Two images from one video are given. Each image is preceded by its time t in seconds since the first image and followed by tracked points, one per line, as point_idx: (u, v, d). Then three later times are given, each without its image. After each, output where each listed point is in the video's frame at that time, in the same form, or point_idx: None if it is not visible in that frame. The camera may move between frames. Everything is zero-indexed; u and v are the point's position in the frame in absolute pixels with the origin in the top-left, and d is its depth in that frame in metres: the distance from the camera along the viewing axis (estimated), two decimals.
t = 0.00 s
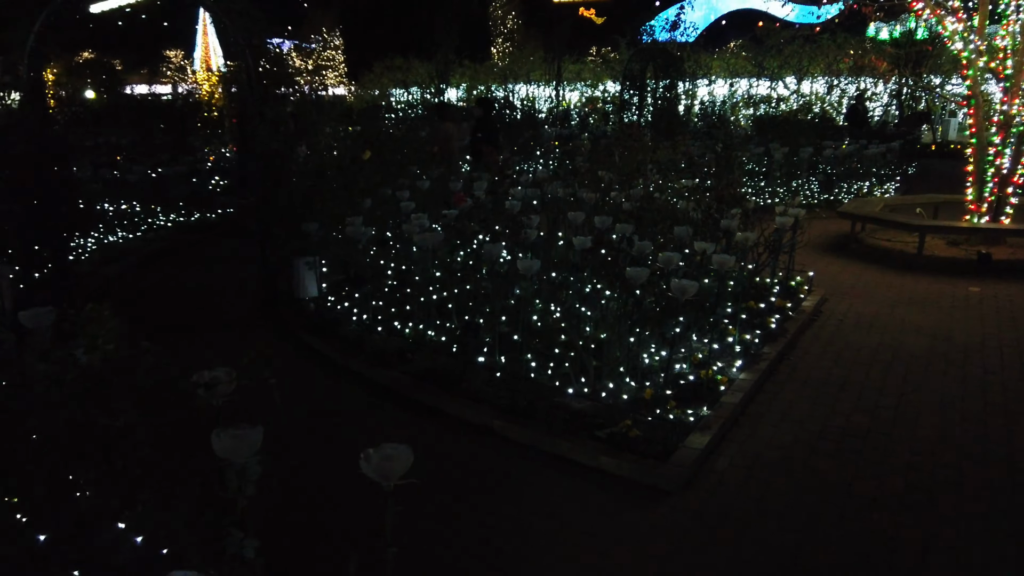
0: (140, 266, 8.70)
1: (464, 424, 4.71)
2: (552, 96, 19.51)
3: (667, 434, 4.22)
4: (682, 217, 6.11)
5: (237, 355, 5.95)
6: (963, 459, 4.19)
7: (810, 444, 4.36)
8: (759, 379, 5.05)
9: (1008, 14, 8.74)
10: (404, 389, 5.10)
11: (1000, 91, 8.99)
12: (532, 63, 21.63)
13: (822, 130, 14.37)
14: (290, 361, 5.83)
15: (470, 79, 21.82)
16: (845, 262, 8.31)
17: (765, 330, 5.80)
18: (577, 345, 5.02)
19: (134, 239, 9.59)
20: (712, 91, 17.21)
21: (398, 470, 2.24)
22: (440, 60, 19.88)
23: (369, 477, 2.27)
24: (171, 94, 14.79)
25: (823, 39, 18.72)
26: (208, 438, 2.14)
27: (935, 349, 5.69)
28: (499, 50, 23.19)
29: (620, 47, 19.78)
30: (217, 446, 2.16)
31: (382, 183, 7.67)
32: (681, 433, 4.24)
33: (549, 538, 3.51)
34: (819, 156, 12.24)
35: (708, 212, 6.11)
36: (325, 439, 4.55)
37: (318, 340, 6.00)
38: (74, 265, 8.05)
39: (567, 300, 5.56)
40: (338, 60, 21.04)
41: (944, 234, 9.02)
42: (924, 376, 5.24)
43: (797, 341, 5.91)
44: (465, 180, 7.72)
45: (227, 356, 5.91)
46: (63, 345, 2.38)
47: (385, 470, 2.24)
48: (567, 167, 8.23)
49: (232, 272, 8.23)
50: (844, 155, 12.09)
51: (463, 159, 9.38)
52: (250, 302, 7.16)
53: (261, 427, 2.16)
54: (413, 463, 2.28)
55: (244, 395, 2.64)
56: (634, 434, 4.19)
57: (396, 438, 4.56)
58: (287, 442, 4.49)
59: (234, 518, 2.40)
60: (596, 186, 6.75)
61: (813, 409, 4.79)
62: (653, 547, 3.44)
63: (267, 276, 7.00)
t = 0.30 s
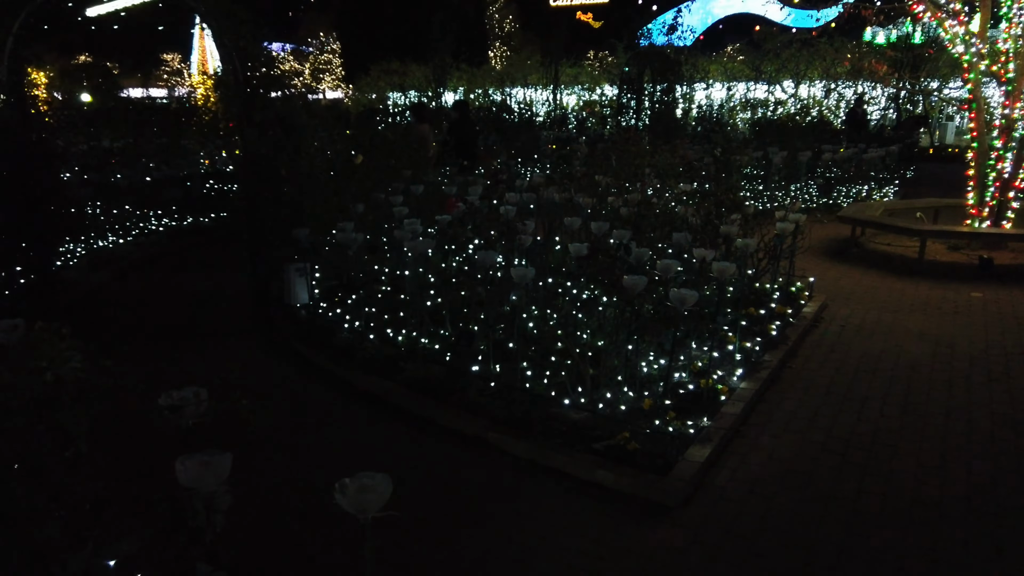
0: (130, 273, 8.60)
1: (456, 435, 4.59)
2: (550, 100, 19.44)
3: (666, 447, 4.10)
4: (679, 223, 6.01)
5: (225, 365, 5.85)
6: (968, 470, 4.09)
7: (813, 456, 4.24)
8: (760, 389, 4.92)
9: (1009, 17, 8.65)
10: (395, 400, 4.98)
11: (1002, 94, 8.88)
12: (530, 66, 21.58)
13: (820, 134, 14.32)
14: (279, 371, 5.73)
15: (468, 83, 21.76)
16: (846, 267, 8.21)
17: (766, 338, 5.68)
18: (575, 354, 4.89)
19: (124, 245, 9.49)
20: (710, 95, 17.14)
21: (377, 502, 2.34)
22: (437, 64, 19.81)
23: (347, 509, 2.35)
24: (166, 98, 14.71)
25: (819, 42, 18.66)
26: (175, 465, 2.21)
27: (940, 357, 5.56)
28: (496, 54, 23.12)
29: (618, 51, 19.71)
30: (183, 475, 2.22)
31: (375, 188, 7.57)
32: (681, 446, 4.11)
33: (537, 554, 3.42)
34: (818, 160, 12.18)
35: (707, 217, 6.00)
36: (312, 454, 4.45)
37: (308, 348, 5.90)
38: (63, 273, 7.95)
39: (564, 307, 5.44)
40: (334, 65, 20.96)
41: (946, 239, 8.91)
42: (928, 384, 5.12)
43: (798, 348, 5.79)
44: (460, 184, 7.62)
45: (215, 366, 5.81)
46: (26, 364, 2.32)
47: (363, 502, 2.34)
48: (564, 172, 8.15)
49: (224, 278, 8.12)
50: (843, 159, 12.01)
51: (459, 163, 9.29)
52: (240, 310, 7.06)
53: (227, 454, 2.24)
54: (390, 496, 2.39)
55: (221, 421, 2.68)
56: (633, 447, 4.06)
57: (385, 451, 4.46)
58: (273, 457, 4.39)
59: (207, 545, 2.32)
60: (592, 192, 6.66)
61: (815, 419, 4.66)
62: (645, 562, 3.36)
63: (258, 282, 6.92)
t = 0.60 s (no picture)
0: (118, 274, 8.46)
1: (444, 443, 4.43)
2: (546, 99, 19.33)
3: (660, 455, 3.94)
4: (674, 223, 5.87)
5: (208, 369, 5.71)
6: (972, 480, 3.94)
7: (813, 465, 4.08)
8: (757, 394, 4.77)
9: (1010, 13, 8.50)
10: (382, 406, 4.83)
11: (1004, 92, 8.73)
12: (526, 66, 21.47)
13: (817, 133, 14.22)
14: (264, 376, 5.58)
15: (464, 83, 21.65)
16: (845, 267, 8.09)
17: (764, 342, 5.53)
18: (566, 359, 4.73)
19: (112, 246, 9.35)
20: (707, 95, 17.01)
21: (341, 528, 2.03)
22: (432, 64, 19.71)
23: (307, 537, 2.04)
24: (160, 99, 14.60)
25: (816, 40, 18.55)
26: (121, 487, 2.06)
27: (942, 361, 5.41)
28: (492, 53, 22.98)
29: (615, 50, 19.61)
30: (129, 498, 2.07)
31: (365, 188, 7.43)
32: (675, 455, 3.95)
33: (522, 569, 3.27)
34: (815, 160, 12.08)
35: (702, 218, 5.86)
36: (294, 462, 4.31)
37: (293, 353, 5.76)
38: (47, 275, 7.81)
39: (557, 309, 5.28)
40: (329, 64, 20.84)
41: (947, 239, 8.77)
42: (930, 389, 4.97)
43: (797, 351, 5.64)
44: (451, 184, 7.49)
45: (198, 371, 5.67)
46: None
47: (325, 529, 2.02)
48: (558, 171, 8.02)
49: (212, 280, 7.98)
50: (840, 158, 11.89)
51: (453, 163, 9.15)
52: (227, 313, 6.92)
53: (179, 474, 2.09)
54: (358, 523, 2.08)
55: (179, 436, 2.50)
56: (626, 456, 3.90)
57: (370, 460, 4.31)
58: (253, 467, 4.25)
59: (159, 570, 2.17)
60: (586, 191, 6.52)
61: (814, 426, 4.51)
62: None
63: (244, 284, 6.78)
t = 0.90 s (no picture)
0: (95, 277, 8.24)
1: (421, 457, 4.21)
2: (541, 99, 19.10)
3: (648, 472, 3.70)
4: (664, 226, 5.66)
5: (181, 378, 5.49)
6: (977, 496, 3.73)
7: (809, 483, 3.85)
8: (751, 405, 4.54)
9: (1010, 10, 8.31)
10: (358, 417, 4.60)
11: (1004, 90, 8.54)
12: (521, 64, 21.25)
13: (815, 133, 14.02)
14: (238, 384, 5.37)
15: (458, 81, 21.39)
16: (843, 270, 7.87)
17: (758, 349, 5.31)
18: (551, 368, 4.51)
19: (92, 247, 9.14)
20: (704, 93, 16.79)
21: None
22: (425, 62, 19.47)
23: None
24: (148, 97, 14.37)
25: (813, 39, 18.35)
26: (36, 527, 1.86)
27: (943, 370, 5.20)
28: (486, 53, 22.85)
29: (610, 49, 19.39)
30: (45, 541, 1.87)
31: (348, 189, 7.22)
32: (663, 472, 3.73)
33: None
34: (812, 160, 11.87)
35: (693, 220, 5.66)
36: (263, 479, 4.11)
37: (270, 361, 5.54)
38: (22, 278, 7.59)
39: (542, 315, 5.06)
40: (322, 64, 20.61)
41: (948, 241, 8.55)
42: (931, 399, 4.76)
43: (793, 359, 5.43)
44: (437, 185, 7.27)
45: (170, 380, 5.46)
46: None
47: None
48: (547, 172, 7.81)
49: (192, 283, 7.77)
50: (838, 158, 11.70)
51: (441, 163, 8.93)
52: (205, 317, 6.70)
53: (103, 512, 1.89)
54: (292, 560, 2.26)
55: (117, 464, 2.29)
56: (611, 473, 3.66)
57: (342, 476, 4.10)
58: (220, 484, 4.05)
59: None
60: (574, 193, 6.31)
61: (811, 439, 4.28)
62: None
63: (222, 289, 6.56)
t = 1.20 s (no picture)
0: (86, 279, 8.13)
1: (408, 468, 4.04)
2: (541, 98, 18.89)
3: (643, 486, 3.54)
4: (662, 229, 5.52)
5: (166, 385, 5.37)
6: (987, 512, 3.57)
7: (810, 496, 3.70)
8: (751, 414, 4.39)
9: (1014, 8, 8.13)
10: (344, 425, 4.45)
11: (1008, 89, 8.35)
12: (521, 63, 21.09)
13: (817, 132, 13.85)
14: (223, 392, 5.23)
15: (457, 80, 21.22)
16: (847, 273, 7.71)
17: (759, 355, 5.15)
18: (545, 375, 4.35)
19: (84, 249, 9.03)
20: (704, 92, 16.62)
21: None
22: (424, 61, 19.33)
23: None
24: (145, 95, 14.24)
25: (816, 37, 18.14)
26: None
27: (949, 377, 5.04)
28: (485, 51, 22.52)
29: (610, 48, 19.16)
30: None
31: (340, 190, 7.08)
32: (659, 485, 3.57)
33: None
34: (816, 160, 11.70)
35: (692, 222, 5.51)
36: (244, 494, 3.97)
37: (257, 367, 5.40)
38: (11, 281, 7.49)
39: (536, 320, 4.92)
40: (321, 62, 20.46)
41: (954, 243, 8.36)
42: (938, 408, 4.61)
43: (795, 366, 5.27)
44: (431, 185, 7.14)
45: (154, 388, 5.34)
46: None
47: None
48: (544, 172, 7.65)
49: (183, 286, 7.64)
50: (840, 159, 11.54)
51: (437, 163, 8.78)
52: (194, 321, 6.57)
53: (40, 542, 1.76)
54: None
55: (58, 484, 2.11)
56: (606, 487, 3.50)
57: (324, 489, 3.96)
58: (198, 499, 3.92)
59: None
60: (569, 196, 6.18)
61: (813, 450, 4.13)
62: None
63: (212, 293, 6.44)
